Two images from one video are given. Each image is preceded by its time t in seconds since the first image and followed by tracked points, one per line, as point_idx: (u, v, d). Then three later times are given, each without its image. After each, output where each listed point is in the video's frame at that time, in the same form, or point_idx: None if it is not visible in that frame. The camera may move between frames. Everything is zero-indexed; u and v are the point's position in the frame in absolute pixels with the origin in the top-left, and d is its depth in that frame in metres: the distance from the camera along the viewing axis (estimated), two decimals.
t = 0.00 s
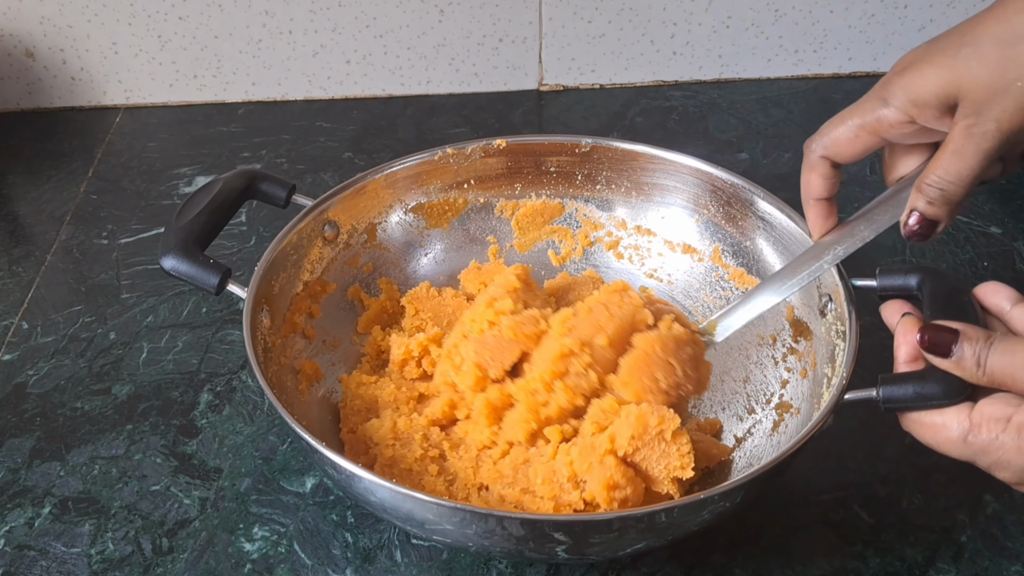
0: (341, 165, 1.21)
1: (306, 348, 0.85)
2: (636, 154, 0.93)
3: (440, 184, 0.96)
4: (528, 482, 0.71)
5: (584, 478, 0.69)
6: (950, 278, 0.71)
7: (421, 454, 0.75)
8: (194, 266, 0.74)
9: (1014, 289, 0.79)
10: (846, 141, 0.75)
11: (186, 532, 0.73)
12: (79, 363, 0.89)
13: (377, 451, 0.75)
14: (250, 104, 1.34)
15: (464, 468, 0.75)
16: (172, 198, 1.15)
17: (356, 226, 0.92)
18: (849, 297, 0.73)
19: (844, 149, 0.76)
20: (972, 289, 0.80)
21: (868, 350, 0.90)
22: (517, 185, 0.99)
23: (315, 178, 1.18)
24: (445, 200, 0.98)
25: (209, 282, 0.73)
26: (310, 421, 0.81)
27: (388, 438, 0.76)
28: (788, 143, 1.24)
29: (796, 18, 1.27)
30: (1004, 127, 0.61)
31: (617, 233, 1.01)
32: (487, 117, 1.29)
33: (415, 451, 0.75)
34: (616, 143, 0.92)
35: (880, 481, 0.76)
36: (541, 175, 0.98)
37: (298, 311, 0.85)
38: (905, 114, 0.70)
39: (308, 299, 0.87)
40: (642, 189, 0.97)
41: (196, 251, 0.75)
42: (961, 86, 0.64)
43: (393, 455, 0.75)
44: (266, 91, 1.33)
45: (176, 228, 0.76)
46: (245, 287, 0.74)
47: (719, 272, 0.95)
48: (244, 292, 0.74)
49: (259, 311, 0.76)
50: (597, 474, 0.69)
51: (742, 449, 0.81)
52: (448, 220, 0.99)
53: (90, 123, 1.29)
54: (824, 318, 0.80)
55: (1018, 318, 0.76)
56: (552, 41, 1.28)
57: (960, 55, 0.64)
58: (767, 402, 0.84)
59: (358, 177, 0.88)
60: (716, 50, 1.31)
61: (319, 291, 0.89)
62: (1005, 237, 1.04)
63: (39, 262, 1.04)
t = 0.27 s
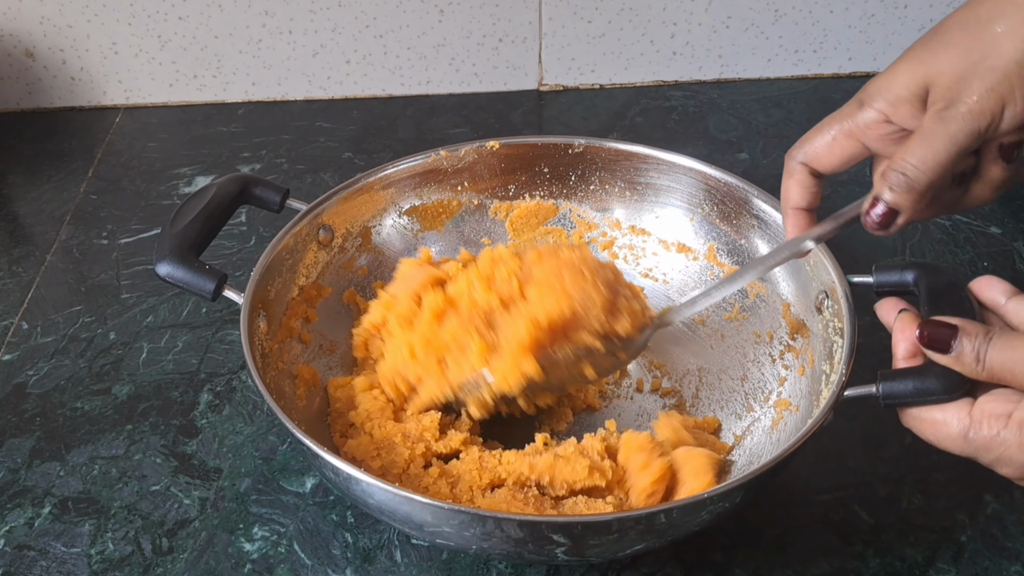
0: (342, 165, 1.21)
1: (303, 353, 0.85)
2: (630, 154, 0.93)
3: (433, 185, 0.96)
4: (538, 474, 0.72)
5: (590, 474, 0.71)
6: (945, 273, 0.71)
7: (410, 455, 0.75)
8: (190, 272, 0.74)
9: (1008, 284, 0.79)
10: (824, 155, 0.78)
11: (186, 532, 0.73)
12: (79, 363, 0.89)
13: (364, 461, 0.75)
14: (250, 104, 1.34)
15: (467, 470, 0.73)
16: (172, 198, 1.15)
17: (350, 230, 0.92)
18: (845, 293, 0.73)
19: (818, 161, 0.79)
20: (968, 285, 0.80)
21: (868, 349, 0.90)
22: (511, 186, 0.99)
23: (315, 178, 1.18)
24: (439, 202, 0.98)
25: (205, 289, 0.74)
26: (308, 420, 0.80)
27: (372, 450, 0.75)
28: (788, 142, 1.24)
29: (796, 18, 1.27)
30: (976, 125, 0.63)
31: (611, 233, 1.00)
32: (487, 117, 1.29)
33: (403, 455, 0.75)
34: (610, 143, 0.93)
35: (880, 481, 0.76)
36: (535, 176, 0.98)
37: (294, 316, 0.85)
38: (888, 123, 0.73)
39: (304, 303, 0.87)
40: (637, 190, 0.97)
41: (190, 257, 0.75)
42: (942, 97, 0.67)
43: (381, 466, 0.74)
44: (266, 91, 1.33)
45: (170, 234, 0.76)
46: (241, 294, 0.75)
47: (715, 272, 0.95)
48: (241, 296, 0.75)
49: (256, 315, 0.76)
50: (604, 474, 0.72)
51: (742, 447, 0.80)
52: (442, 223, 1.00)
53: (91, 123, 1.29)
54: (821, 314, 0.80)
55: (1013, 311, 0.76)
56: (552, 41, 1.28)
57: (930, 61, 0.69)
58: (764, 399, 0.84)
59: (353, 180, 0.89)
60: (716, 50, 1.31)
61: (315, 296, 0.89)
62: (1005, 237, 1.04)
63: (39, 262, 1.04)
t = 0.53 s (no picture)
0: (342, 165, 1.21)
1: (303, 353, 0.85)
2: (629, 154, 0.94)
3: (434, 185, 0.96)
4: (538, 477, 0.72)
5: (591, 480, 0.70)
6: (945, 273, 0.71)
7: (416, 455, 0.74)
8: (190, 272, 0.74)
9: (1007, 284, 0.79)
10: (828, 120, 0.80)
11: (186, 532, 0.73)
12: (79, 363, 0.89)
13: (371, 455, 0.75)
14: (250, 104, 1.34)
15: (468, 470, 0.73)
16: (172, 198, 1.15)
17: (350, 230, 0.92)
18: (844, 292, 0.74)
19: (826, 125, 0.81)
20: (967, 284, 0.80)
21: (868, 349, 0.90)
22: (511, 186, 0.99)
23: (315, 178, 1.18)
24: (439, 202, 0.98)
25: (205, 288, 0.74)
26: (311, 419, 0.80)
27: (379, 443, 0.75)
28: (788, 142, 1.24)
29: (796, 18, 1.27)
30: (954, 62, 0.63)
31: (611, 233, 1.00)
32: (487, 117, 1.29)
33: (409, 453, 0.74)
34: (610, 143, 0.93)
35: (880, 481, 0.76)
36: (535, 176, 0.98)
37: (295, 316, 0.85)
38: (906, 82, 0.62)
39: (304, 304, 0.87)
40: (636, 189, 0.97)
41: (190, 257, 0.75)
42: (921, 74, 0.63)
43: (387, 460, 0.74)
44: (266, 91, 1.33)
45: (168, 235, 0.76)
46: (241, 294, 0.75)
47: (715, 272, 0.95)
48: (241, 296, 0.75)
49: (256, 315, 0.76)
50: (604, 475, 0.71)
51: (742, 447, 0.80)
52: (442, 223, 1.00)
53: (91, 123, 1.29)
54: (821, 316, 0.80)
55: (1012, 311, 0.76)
56: (552, 41, 1.28)
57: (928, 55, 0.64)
58: (763, 399, 0.84)
59: (352, 180, 0.89)
60: (716, 50, 1.31)
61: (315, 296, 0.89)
62: (1005, 237, 1.04)
63: (39, 262, 1.04)
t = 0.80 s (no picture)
0: (341, 165, 1.21)
1: (303, 351, 0.85)
2: (631, 153, 0.93)
3: (435, 184, 0.96)
4: (537, 477, 0.71)
5: (589, 480, 0.70)
6: (945, 273, 0.71)
7: (415, 453, 0.74)
8: (191, 269, 0.74)
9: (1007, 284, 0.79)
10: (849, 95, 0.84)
11: (186, 532, 0.73)
12: (78, 363, 0.89)
13: (371, 452, 0.75)
14: (250, 103, 1.33)
15: (467, 468, 0.73)
16: (172, 198, 1.15)
17: (351, 228, 0.92)
18: (845, 293, 0.73)
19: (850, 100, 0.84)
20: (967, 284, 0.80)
21: (868, 349, 0.90)
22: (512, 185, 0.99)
23: (315, 178, 1.18)
24: (441, 201, 0.98)
25: (206, 285, 0.74)
26: (310, 417, 0.80)
27: (380, 440, 0.75)
28: (788, 142, 1.23)
29: (796, 18, 1.27)
30: (963, 42, 0.70)
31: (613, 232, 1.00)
32: (487, 117, 1.29)
33: (409, 451, 0.74)
34: (612, 142, 0.93)
35: (880, 481, 0.76)
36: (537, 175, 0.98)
37: (295, 313, 0.85)
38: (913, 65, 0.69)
39: (304, 301, 0.87)
40: (638, 188, 0.97)
41: (191, 254, 0.75)
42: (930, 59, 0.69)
43: (387, 457, 0.74)
44: (266, 91, 1.32)
45: (169, 233, 0.76)
46: (241, 290, 0.75)
47: (716, 272, 0.95)
48: (241, 293, 0.75)
49: (256, 312, 0.76)
50: (602, 475, 0.71)
51: (741, 447, 0.81)
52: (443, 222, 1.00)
53: (90, 123, 1.29)
54: (822, 317, 0.80)
55: (1012, 312, 0.76)
56: (552, 41, 1.28)
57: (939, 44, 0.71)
58: (763, 398, 0.84)
59: (354, 177, 0.88)
60: (716, 50, 1.31)
61: (316, 293, 0.89)
62: (1006, 237, 1.04)
63: (39, 262, 1.04)
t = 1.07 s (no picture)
0: (341, 165, 1.21)
1: (303, 350, 0.85)
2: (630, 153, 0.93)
3: (436, 184, 0.96)
4: (537, 477, 0.71)
5: (588, 480, 0.70)
6: (945, 273, 0.71)
7: (415, 452, 0.74)
8: (191, 268, 0.74)
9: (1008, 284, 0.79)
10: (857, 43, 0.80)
11: (186, 532, 0.72)
12: (78, 363, 0.89)
13: (371, 451, 0.75)
14: (250, 103, 1.33)
15: (466, 467, 0.73)
16: (172, 198, 1.15)
17: (352, 228, 0.92)
18: (845, 293, 0.73)
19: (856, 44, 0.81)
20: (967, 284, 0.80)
21: (868, 349, 0.90)
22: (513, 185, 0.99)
23: (315, 178, 1.18)
24: (441, 201, 0.98)
25: (205, 285, 0.73)
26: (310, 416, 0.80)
27: (380, 439, 0.75)
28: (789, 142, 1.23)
29: (796, 18, 1.27)
30: None
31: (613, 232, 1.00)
32: (487, 117, 1.29)
33: (408, 450, 0.74)
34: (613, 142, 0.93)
35: (880, 481, 0.76)
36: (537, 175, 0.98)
37: (295, 313, 0.85)
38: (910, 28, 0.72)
39: (304, 300, 0.87)
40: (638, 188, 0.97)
41: (192, 253, 0.75)
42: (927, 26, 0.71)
43: (386, 456, 0.74)
44: (266, 91, 1.32)
45: (169, 232, 0.76)
46: (241, 289, 0.75)
47: (717, 272, 0.95)
48: (241, 293, 0.75)
49: (256, 312, 0.76)
50: (602, 475, 0.71)
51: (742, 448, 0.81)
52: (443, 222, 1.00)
53: (90, 123, 1.29)
54: (822, 317, 0.80)
55: (1012, 313, 0.76)
56: (552, 41, 1.28)
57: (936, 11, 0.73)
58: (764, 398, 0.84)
59: (354, 177, 0.88)
60: (716, 50, 1.31)
61: (315, 293, 0.89)
62: (1006, 237, 1.04)
63: (39, 262, 1.04)
